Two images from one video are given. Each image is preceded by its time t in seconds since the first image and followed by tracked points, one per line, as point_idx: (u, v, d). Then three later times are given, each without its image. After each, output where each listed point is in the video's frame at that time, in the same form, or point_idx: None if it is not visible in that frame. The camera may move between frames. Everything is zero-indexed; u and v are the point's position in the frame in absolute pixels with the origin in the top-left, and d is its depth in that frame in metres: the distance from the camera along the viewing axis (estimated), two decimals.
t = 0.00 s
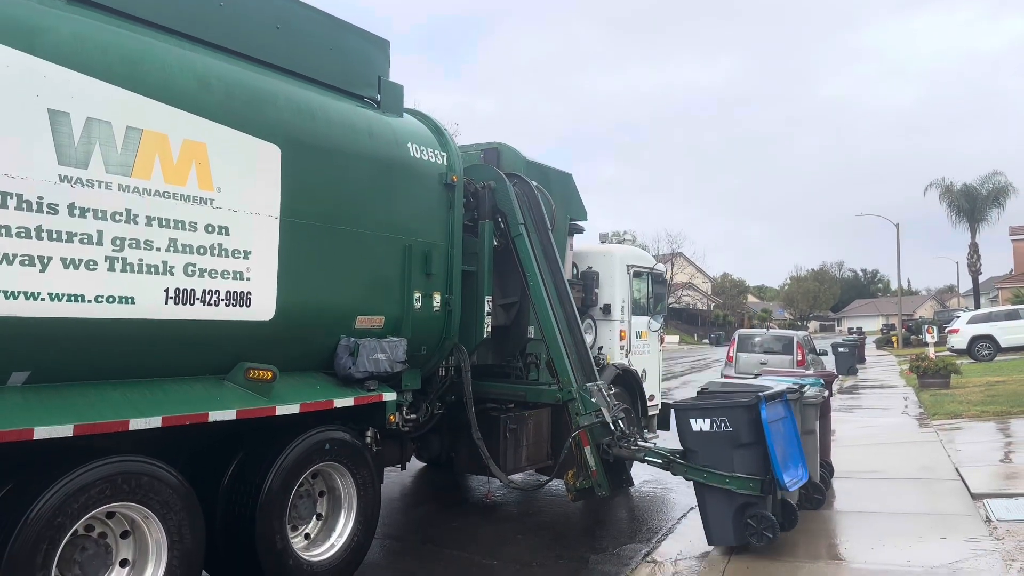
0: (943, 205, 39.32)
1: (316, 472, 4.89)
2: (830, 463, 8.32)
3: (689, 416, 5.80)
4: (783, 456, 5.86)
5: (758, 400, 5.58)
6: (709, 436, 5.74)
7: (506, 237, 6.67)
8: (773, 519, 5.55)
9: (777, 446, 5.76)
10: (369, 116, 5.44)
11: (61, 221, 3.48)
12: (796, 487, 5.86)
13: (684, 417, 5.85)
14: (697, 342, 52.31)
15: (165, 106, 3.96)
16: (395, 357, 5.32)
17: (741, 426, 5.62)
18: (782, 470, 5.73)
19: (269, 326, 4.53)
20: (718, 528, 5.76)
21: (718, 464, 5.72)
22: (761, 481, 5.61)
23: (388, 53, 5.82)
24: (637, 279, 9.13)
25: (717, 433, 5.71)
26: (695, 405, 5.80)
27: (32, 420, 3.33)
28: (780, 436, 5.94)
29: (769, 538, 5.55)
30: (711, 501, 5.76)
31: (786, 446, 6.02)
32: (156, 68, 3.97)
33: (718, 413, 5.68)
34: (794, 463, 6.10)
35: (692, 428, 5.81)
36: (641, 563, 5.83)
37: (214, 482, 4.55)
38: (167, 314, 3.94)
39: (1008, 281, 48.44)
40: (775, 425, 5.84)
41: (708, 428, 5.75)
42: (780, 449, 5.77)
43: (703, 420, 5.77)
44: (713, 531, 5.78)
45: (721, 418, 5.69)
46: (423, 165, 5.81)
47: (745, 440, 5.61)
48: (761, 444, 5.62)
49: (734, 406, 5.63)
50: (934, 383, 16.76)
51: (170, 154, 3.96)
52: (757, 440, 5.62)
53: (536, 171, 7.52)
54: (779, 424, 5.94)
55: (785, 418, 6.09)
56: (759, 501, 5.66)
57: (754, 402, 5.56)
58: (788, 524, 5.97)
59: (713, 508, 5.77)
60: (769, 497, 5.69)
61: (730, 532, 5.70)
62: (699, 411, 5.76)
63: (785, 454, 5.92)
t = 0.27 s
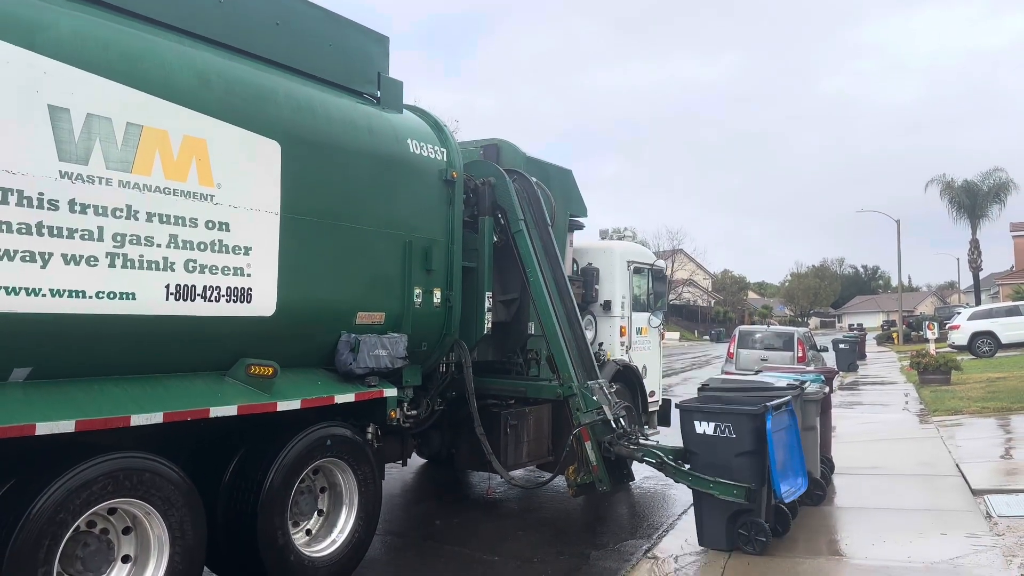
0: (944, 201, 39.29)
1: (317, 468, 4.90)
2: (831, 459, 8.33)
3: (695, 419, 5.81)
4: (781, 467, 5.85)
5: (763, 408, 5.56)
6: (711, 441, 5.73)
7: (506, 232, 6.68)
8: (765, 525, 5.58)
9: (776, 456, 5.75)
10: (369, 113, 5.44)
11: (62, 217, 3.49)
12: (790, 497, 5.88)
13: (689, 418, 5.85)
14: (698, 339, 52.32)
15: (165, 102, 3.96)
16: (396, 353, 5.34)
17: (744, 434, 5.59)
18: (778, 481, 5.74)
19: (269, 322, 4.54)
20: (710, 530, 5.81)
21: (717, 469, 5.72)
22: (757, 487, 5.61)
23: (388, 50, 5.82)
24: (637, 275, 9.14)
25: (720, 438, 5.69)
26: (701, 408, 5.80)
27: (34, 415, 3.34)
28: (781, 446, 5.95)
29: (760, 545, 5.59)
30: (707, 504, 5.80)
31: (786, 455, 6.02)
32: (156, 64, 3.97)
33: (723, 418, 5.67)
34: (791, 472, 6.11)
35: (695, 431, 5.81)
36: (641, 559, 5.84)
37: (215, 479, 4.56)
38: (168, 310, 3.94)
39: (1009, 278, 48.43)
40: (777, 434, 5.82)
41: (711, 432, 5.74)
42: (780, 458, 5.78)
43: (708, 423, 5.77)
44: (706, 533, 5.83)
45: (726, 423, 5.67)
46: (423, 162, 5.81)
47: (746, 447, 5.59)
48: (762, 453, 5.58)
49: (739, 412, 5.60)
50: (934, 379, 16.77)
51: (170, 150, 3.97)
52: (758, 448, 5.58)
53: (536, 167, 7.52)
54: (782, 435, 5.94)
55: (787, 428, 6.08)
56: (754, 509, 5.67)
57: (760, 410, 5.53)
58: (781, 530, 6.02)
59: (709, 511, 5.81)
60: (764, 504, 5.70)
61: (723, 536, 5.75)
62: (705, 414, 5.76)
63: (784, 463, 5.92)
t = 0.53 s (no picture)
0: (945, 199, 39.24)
1: (318, 465, 4.90)
2: (832, 457, 8.33)
3: (692, 418, 5.81)
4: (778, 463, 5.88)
5: (760, 405, 5.58)
6: (710, 439, 5.74)
7: (503, 226, 6.66)
8: (766, 522, 5.58)
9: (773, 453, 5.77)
10: (369, 110, 5.44)
11: (62, 215, 3.49)
12: (785, 494, 5.85)
13: (686, 417, 5.85)
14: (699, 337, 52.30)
15: (165, 99, 3.96)
16: (397, 350, 5.34)
17: (742, 431, 5.61)
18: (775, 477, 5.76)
19: (270, 320, 4.54)
20: (711, 528, 5.80)
21: (716, 467, 5.72)
22: (757, 485, 5.63)
23: (387, 47, 5.82)
24: (638, 273, 9.14)
25: (718, 437, 5.71)
26: (698, 406, 5.80)
27: (35, 413, 3.35)
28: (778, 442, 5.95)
29: (762, 543, 5.59)
30: (707, 503, 5.80)
31: (783, 452, 6.04)
32: (156, 61, 3.97)
33: (721, 416, 5.68)
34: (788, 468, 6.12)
35: (693, 430, 5.82)
36: (642, 556, 5.85)
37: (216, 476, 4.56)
38: (168, 307, 3.95)
39: (1010, 275, 48.37)
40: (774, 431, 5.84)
41: (709, 430, 5.75)
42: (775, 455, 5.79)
43: (706, 422, 5.77)
44: (707, 532, 5.82)
45: (724, 422, 5.68)
46: (423, 159, 5.81)
47: (743, 445, 5.60)
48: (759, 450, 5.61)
49: (737, 410, 5.61)
50: (936, 377, 16.76)
51: (170, 147, 3.97)
52: (755, 445, 5.61)
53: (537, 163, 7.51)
54: (778, 431, 5.95)
55: (784, 424, 6.09)
56: (755, 507, 5.67)
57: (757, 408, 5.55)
58: (784, 527, 6.03)
59: (710, 509, 5.80)
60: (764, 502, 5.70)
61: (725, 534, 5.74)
62: (703, 414, 5.76)
63: (780, 460, 5.93)
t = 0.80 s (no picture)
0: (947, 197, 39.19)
1: (319, 463, 4.91)
2: (833, 455, 8.33)
3: (693, 416, 5.79)
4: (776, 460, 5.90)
5: (760, 404, 5.58)
6: (711, 437, 5.73)
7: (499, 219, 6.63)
8: (767, 520, 5.59)
9: (770, 451, 5.78)
10: (371, 108, 5.44)
11: (64, 213, 3.50)
12: (779, 492, 5.84)
13: (687, 415, 5.82)
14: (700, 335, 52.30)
15: (167, 97, 3.97)
16: (398, 348, 5.34)
17: (743, 429, 5.61)
18: (772, 474, 5.78)
19: (272, 318, 4.54)
20: (711, 527, 5.78)
21: (716, 465, 5.72)
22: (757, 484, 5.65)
23: (389, 45, 5.81)
24: (639, 271, 9.13)
25: (719, 435, 5.70)
26: (699, 404, 5.78)
27: (38, 411, 3.36)
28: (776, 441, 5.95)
29: (762, 541, 5.61)
30: (708, 501, 5.78)
31: (781, 450, 6.06)
32: (158, 60, 3.97)
33: (722, 414, 5.67)
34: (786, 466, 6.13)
35: (694, 427, 5.79)
36: (642, 554, 5.86)
37: (217, 474, 4.57)
38: (170, 305, 3.95)
39: (1012, 273, 48.31)
40: (772, 429, 5.85)
41: (710, 428, 5.73)
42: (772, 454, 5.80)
43: (707, 419, 5.76)
44: (707, 530, 5.81)
45: (725, 420, 5.66)
46: (425, 157, 5.81)
47: (744, 443, 5.60)
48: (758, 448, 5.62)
49: (738, 408, 5.60)
50: (937, 375, 16.76)
51: (172, 145, 3.97)
52: (755, 443, 5.61)
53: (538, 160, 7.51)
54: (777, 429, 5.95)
55: (783, 422, 6.09)
56: (756, 505, 5.66)
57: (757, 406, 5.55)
58: (782, 525, 6.06)
59: (710, 508, 5.78)
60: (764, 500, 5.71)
61: (725, 532, 5.73)
62: (704, 411, 5.74)
63: (776, 458, 5.93)
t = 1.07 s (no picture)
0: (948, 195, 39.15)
1: (320, 461, 4.91)
2: (834, 454, 8.33)
3: (694, 414, 5.79)
4: (780, 459, 5.90)
5: (760, 403, 5.58)
6: (711, 435, 5.73)
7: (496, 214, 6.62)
8: (768, 518, 5.59)
9: (773, 449, 5.79)
10: (371, 106, 5.44)
11: (65, 211, 3.50)
12: (784, 490, 5.89)
13: (688, 414, 5.83)
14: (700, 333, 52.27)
15: (168, 95, 3.97)
16: (398, 346, 5.35)
17: (744, 428, 5.61)
18: (774, 472, 5.79)
19: (273, 316, 4.55)
20: (712, 524, 5.78)
21: (717, 463, 5.72)
22: (758, 482, 5.65)
23: (390, 43, 5.81)
24: (640, 269, 9.12)
25: (720, 433, 5.70)
26: (700, 403, 5.79)
27: (39, 408, 3.36)
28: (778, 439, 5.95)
29: (762, 539, 5.61)
30: (708, 499, 5.78)
31: (784, 448, 6.07)
32: (158, 57, 3.97)
33: (722, 413, 5.67)
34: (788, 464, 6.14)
35: (694, 426, 5.80)
36: (643, 551, 5.86)
37: (218, 472, 4.57)
38: (171, 303, 3.95)
39: (1013, 272, 48.26)
40: (775, 427, 5.85)
41: (711, 427, 5.74)
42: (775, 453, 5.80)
43: (708, 418, 5.76)
44: (708, 528, 5.81)
45: (726, 418, 5.66)
46: (426, 154, 5.81)
47: (744, 441, 5.61)
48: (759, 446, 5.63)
49: (738, 406, 5.60)
50: (937, 374, 16.74)
51: (173, 143, 3.97)
52: (756, 442, 5.62)
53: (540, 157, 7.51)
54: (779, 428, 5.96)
55: (785, 421, 6.10)
56: (756, 503, 5.67)
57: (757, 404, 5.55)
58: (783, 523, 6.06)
59: (710, 506, 5.79)
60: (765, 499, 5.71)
61: (726, 530, 5.73)
62: (705, 410, 5.75)
63: (780, 457, 5.94)
